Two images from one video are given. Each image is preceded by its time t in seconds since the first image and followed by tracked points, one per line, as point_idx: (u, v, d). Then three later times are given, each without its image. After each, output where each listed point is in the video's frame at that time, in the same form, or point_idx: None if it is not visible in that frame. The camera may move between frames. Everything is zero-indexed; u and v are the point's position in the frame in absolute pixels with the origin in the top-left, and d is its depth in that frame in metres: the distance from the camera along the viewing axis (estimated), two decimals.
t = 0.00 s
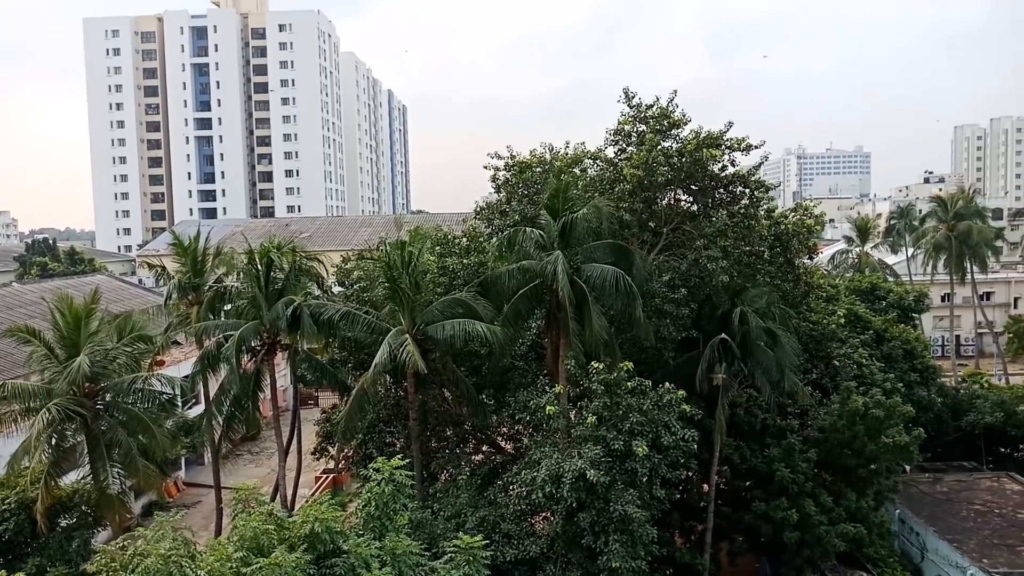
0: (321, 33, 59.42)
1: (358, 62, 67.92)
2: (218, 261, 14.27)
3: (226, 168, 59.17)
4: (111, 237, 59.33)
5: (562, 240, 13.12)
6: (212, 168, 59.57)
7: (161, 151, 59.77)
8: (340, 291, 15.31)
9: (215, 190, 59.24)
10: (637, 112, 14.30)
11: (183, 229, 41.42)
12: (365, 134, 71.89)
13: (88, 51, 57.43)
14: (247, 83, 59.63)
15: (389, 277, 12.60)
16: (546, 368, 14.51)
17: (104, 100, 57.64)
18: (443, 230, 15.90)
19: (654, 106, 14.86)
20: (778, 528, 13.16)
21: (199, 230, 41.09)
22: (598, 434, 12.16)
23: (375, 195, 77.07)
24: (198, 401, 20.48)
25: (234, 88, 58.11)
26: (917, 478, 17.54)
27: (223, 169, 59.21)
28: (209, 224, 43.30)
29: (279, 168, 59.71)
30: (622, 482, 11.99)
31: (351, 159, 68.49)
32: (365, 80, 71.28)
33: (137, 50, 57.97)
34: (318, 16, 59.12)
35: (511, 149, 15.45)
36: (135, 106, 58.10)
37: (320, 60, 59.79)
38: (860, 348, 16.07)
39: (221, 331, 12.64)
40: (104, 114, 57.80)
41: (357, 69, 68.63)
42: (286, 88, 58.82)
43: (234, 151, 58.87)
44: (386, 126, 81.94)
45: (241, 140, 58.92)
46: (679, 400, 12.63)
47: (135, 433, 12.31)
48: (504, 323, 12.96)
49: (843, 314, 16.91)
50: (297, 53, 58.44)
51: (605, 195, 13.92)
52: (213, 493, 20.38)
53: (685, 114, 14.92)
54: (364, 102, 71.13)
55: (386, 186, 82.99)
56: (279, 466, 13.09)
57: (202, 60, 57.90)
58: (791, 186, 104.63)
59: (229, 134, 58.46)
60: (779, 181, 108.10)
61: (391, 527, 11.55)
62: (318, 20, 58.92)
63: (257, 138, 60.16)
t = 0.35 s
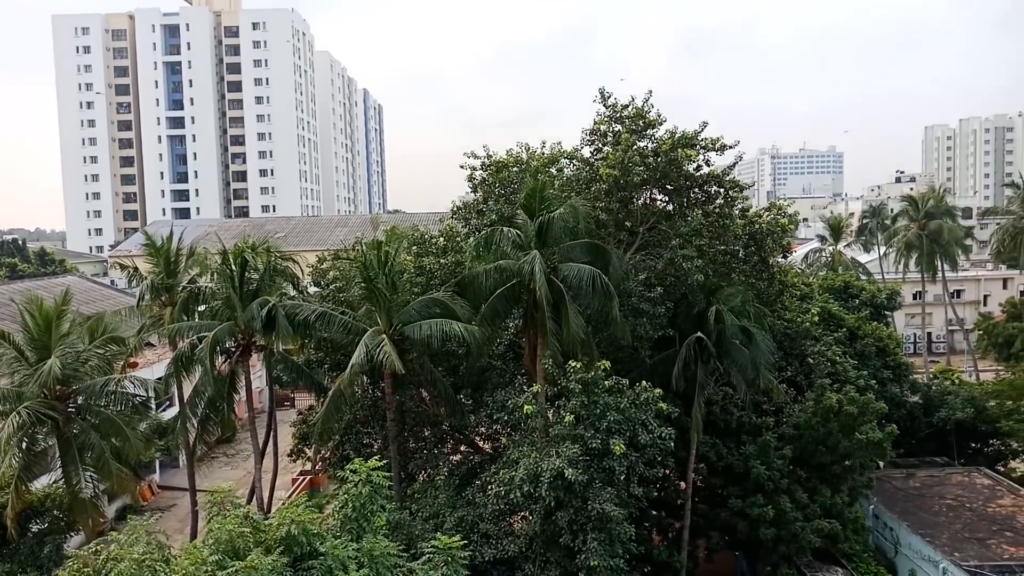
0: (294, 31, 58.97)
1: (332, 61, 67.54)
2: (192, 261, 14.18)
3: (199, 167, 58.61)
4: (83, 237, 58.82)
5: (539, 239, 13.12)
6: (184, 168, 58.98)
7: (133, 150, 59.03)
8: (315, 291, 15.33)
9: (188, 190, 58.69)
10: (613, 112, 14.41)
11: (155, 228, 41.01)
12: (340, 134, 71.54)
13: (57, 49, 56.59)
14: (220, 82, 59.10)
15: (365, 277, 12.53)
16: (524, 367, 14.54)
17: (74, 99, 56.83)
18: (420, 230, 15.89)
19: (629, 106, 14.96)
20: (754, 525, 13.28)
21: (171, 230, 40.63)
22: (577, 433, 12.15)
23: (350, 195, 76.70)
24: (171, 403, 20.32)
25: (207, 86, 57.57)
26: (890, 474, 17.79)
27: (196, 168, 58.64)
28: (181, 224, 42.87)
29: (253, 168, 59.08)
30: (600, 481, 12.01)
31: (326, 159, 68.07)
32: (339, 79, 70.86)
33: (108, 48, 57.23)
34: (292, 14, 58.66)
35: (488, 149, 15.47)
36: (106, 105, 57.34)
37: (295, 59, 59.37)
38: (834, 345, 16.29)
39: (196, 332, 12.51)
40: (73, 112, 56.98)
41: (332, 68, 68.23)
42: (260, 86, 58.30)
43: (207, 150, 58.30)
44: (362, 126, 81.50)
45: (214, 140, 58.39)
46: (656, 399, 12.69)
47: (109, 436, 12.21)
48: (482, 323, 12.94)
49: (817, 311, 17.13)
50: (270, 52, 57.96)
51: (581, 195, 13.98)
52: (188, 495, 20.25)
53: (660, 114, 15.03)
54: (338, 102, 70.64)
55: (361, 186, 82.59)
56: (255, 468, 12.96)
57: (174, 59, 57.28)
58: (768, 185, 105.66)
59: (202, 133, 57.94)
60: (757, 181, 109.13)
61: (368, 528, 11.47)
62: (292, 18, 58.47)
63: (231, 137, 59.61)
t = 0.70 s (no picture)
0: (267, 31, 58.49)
1: (305, 61, 67.11)
2: (161, 263, 14.01)
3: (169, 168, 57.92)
4: (50, 238, 57.74)
5: (513, 240, 13.13)
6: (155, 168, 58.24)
7: (102, 150, 58.17)
8: (288, 293, 15.28)
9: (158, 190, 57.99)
10: (587, 114, 14.53)
11: (125, 230, 40.49)
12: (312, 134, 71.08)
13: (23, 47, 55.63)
14: (191, 81, 58.45)
15: (338, 279, 12.41)
16: (498, 368, 14.55)
17: (40, 98, 55.89)
18: (393, 231, 15.87)
19: (602, 108, 15.08)
20: (727, 523, 13.40)
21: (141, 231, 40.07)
22: (551, 434, 12.17)
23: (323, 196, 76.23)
24: (141, 406, 20.06)
25: (178, 86, 56.94)
26: (860, 472, 18.07)
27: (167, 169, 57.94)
28: (151, 225, 42.30)
29: (224, 168, 58.56)
30: (574, 481, 12.03)
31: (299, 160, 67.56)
32: (312, 80, 70.37)
33: (76, 47, 56.39)
34: (263, 13, 57.93)
35: (462, 150, 15.50)
36: (74, 104, 56.46)
37: (268, 59, 58.93)
38: (804, 344, 16.55)
39: (166, 334, 12.38)
40: (40, 112, 56.02)
41: (304, 68, 67.84)
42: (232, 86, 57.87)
43: (178, 150, 57.62)
44: (335, 126, 80.99)
45: (185, 140, 57.75)
46: (629, 399, 12.74)
47: (76, 441, 11.96)
48: (457, 324, 12.93)
49: (788, 312, 17.35)
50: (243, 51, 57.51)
51: (555, 196, 14.04)
52: (159, 500, 20.03)
53: (633, 116, 15.17)
54: (310, 102, 70.02)
55: (335, 187, 82.12)
56: (226, 472, 12.79)
57: (144, 58, 56.55)
58: (744, 187, 106.79)
59: (173, 133, 57.28)
60: (732, 182, 110.26)
61: (341, 531, 11.37)
62: (264, 17, 58.00)
63: (202, 137, 58.95)
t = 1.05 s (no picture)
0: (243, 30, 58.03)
1: (283, 60, 66.70)
2: (137, 262, 13.90)
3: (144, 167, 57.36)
4: (22, 238, 56.91)
5: (491, 239, 13.20)
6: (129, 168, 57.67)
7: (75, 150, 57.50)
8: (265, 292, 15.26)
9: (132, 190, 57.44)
10: (565, 115, 14.65)
11: (98, 230, 39.91)
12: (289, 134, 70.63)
13: None
14: (166, 80, 57.86)
15: (316, 278, 12.35)
16: (477, 368, 14.62)
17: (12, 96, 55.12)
18: (372, 230, 15.89)
19: (580, 109, 15.21)
20: (703, 521, 13.54)
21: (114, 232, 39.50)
22: (529, 433, 12.23)
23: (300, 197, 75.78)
24: (116, 407, 19.88)
25: (153, 85, 56.38)
26: (833, 469, 18.34)
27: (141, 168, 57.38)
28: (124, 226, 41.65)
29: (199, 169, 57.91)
30: (552, 480, 12.09)
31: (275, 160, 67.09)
32: (288, 80, 69.88)
33: (48, 44, 55.70)
34: (239, 12, 57.46)
35: (440, 149, 15.56)
36: (47, 103, 55.73)
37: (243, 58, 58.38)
38: (778, 343, 16.81)
39: (141, 334, 12.29)
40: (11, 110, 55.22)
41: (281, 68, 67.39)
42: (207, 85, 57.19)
43: (152, 150, 57.07)
44: (311, 126, 80.51)
45: (160, 139, 57.22)
46: (606, 398, 12.88)
47: (51, 443, 11.80)
48: (435, 324, 12.97)
49: (763, 311, 17.59)
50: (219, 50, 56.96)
51: (533, 196, 14.14)
52: (134, 502, 19.87)
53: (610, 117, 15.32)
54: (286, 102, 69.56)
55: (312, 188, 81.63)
56: (202, 473, 12.72)
57: (118, 56, 55.91)
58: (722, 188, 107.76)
59: (148, 132, 56.74)
60: (710, 183, 111.26)
61: (318, 533, 11.36)
62: (240, 16, 57.50)
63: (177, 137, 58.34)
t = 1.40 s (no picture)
0: (215, 27, 57.31)
1: (259, 57, 65.98)
2: (106, 263, 13.64)
3: (115, 165, 56.59)
4: None
5: (467, 239, 13.12)
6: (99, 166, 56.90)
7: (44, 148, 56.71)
8: (238, 293, 15.10)
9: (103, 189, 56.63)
10: (541, 114, 14.62)
11: (69, 230, 39.19)
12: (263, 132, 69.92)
13: None
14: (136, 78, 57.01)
15: (290, 279, 12.19)
16: (454, 368, 14.56)
17: None
18: (347, 231, 15.75)
19: (557, 108, 15.20)
20: (680, 519, 13.56)
21: (84, 231, 38.83)
22: (506, 433, 12.18)
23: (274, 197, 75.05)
24: (86, 411, 19.57)
25: (123, 82, 55.59)
26: (809, 466, 18.50)
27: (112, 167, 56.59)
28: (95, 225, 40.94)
29: (173, 167, 57.01)
30: (529, 480, 12.02)
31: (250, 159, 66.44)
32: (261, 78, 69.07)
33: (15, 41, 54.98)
34: (211, 9, 56.68)
35: (415, 149, 15.48)
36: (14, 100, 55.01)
37: (216, 55, 57.60)
38: (754, 342, 16.93)
39: (111, 336, 12.08)
40: None
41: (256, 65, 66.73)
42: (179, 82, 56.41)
43: (123, 148, 56.27)
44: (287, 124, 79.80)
45: (131, 137, 56.47)
46: (584, 397, 12.85)
47: (18, 448, 11.53)
48: (412, 324, 12.88)
49: (738, 310, 17.70)
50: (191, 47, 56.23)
51: (509, 195, 14.09)
52: (105, 507, 19.56)
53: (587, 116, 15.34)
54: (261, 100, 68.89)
55: (288, 187, 80.94)
56: (174, 477, 12.50)
57: (87, 53, 55.07)
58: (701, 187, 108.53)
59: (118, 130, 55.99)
60: (689, 182, 111.97)
61: (292, 536, 11.19)
62: (212, 13, 56.76)
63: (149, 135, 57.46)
